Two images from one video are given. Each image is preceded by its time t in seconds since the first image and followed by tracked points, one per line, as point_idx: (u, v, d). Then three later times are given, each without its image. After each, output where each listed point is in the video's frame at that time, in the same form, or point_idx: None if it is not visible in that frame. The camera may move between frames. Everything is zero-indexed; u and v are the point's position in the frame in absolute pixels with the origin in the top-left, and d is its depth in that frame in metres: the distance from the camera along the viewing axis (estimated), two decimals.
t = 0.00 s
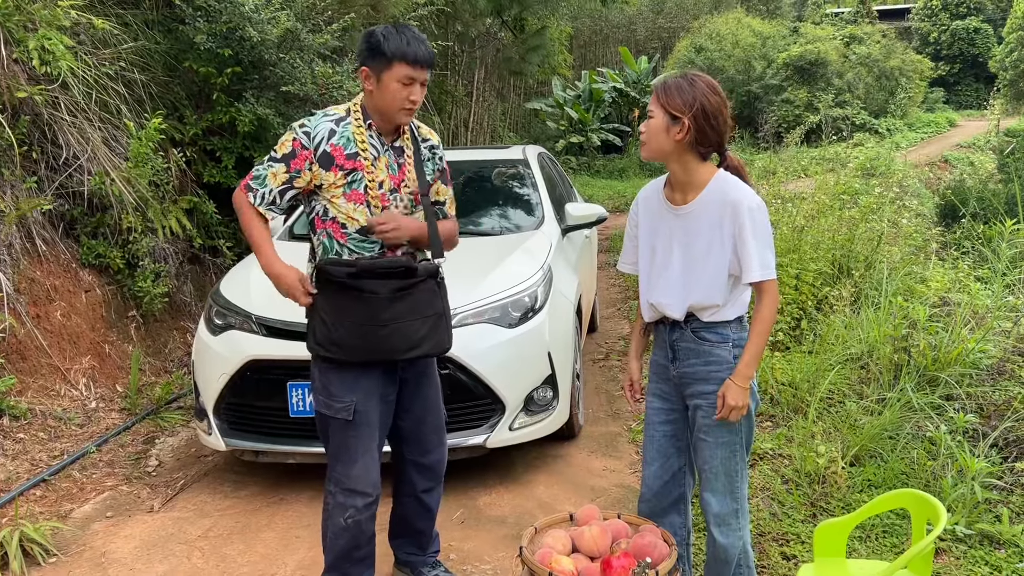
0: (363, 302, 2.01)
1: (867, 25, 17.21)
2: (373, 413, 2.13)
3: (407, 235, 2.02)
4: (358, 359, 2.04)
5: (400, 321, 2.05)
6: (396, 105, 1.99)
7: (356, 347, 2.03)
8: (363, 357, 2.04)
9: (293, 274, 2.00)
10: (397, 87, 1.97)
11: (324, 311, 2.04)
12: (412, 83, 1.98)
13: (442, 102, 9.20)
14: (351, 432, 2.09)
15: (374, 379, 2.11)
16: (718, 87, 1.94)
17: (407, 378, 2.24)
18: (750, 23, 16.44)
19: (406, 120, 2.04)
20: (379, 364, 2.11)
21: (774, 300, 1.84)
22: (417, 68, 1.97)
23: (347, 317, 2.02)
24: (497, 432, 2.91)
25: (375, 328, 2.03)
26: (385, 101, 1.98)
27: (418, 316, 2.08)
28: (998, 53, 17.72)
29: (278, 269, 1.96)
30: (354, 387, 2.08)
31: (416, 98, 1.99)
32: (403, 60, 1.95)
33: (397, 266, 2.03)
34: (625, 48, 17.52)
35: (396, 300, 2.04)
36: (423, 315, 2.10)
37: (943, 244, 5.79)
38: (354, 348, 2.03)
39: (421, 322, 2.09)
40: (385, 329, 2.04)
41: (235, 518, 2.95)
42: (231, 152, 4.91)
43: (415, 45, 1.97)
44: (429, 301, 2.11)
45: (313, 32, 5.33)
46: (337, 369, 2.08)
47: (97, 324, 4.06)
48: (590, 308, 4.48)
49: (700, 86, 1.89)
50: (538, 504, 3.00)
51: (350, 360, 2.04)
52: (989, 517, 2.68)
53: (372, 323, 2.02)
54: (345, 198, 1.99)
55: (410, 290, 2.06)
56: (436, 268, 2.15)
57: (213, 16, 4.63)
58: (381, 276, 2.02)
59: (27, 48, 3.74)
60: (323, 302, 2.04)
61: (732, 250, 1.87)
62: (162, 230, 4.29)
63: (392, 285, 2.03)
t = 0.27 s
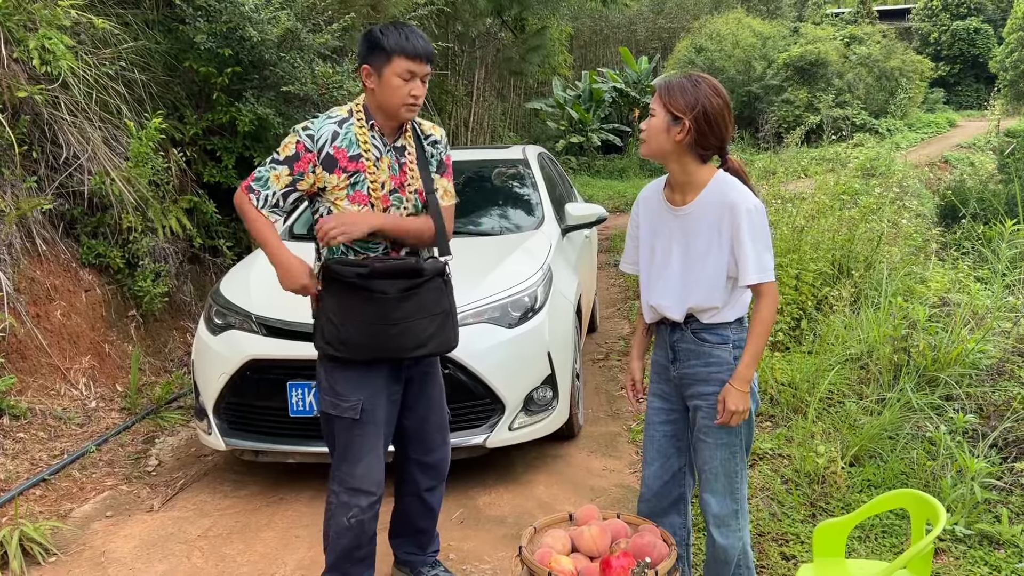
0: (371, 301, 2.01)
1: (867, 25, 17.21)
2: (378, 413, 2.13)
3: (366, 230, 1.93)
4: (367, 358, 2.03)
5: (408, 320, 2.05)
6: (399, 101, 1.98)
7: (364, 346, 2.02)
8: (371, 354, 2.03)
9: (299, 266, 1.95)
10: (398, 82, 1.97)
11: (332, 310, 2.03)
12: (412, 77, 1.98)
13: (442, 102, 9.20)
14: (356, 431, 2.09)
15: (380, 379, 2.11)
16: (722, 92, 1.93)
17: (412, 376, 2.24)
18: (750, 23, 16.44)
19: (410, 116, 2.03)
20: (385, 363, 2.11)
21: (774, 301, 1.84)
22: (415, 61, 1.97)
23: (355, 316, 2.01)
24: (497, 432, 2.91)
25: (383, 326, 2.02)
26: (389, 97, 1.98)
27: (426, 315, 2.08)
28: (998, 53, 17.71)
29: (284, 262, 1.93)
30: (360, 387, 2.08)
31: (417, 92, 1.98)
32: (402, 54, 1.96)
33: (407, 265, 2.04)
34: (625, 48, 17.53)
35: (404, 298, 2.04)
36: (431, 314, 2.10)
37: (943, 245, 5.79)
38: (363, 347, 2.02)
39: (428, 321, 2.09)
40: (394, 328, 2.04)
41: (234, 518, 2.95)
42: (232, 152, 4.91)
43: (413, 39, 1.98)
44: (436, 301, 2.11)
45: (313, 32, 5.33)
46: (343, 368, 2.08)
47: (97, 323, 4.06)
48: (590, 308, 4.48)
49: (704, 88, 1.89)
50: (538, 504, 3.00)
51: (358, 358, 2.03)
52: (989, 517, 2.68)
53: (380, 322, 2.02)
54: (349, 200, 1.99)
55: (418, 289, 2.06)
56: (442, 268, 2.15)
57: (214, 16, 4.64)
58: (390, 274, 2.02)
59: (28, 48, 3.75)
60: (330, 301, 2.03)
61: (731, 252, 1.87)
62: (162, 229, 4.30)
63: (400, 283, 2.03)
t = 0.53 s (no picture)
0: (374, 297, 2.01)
1: (867, 25, 17.20)
2: (381, 412, 2.13)
3: (361, 269, 1.98)
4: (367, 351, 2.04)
5: (410, 318, 2.05)
6: (389, 78, 2.01)
7: (364, 340, 2.03)
8: (371, 348, 2.04)
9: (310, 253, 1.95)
10: (386, 62, 2.00)
11: (334, 301, 2.05)
12: (398, 54, 2.02)
13: (443, 101, 9.21)
14: (358, 430, 2.09)
15: (383, 377, 2.11)
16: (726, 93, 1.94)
17: (415, 375, 2.24)
18: (751, 23, 16.44)
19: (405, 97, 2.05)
20: (388, 360, 2.11)
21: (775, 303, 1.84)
22: (395, 40, 2.03)
23: (353, 307, 2.02)
24: (497, 432, 2.91)
25: (384, 321, 2.03)
26: (379, 78, 2.00)
27: (428, 314, 2.08)
28: (999, 54, 17.70)
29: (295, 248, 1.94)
30: (363, 386, 2.08)
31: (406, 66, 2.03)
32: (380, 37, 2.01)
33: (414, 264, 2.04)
34: (626, 48, 17.53)
35: (408, 296, 2.04)
36: (433, 313, 2.10)
37: (943, 245, 5.79)
38: (363, 340, 2.03)
39: (429, 320, 2.09)
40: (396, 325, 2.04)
41: (234, 518, 2.95)
42: (232, 151, 4.91)
43: (386, 23, 2.06)
44: (439, 301, 2.11)
45: (314, 32, 5.34)
46: (346, 366, 2.08)
47: (98, 323, 4.06)
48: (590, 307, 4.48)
49: (705, 88, 1.89)
50: (538, 504, 3.00)
51: (357, 351, 2.04)
52: (989, 517, 2.68)
53: (382, 317, 2.02)
54: (346, 200, 1.99)
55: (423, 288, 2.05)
56: (447, 268, 2.15)
57: (214, 15, 4.64)
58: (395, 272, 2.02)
59: (28, 48, 3.75)
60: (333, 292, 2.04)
61: (734, 253, 1.87)
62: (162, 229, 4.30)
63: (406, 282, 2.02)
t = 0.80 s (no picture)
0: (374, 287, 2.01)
1: (869, 26, 17.19)
2: (384, 412, 2.13)
3: (355, 247, 1.97)
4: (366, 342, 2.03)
5: (410, 309, 2.04)
6: (387, 76, 2.01)
7: (363, 330, 2.02)
8: (370, 338, 2.03)
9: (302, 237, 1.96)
10: (383, 60, 2.00)
11: (335, 290, 2.04)
12: (396, 51, 2.02)
13: (444, 102, 9.21)
14: (360, 430, 2.09)
15: (385, 377, 2.11)
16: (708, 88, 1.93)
17: (417, 376, 2.24)
18: (752, 23, 16.43)
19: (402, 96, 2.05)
20: (389, 358, 2.11)
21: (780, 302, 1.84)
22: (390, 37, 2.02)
23: (353, 296, 2.01)
24: (497, 433, 2.91)
25: (383, 311, 2.02)
26: (378, 76, 2.00)
27: (428, 307, 2.07)
28: (1001, 54, 17.68)
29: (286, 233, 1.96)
30: (366, 386, 2.08)
31: (402, 63, 2.02)
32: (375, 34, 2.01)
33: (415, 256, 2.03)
34: (627, 48, 17.53)
35: (408, 287, 2.03)
36: (434, 305, 2.08)
37: (945, 246, 5.78)
38: (363, 330, 2.02)
39: (430, 312, 2.07)
40: (395, 315, 2.03)
41: (235, 517, 2.95)
42: (233, 151, 4.91)
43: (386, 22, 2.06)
44: (440, 294, 2.09)
45: (315, 32, 5.34)
46: (349, 366, 2.07)
47: (99, 322, 4.07)
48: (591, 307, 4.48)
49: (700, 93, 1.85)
50: (538, 504, 3.00)
51: (356, 341, 2.03)
52: (990, 518, 2.68)
53: (382, 308, 2.02)
54: (343, 194, 2.00)
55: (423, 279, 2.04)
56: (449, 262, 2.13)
57: (216, 15, 4.65)
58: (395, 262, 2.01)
59: (30, 48, 3.75)
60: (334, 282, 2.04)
61: (742, 254, 1.87)
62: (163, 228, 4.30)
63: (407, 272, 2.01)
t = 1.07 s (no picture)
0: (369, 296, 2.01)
1: (871, 25, 17.18)
2: (379, 410, 2.13)
3: (347, 246, 1.96)
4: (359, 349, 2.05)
5: (404, 318, 2.05)
6: (375, 91, 1.96)
7: (357, 337, 2.03)
8: (364, 344, 2.04)
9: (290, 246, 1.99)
10: (370, 73, 1.96)
11: (328, 295, 2.05)
12: (383, 63, 1.96)
13: (446, 101, 9.21)
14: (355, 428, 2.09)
15: (377, 376, 2.12)
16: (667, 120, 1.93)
17: (414, 375, 2.24)
18: (754, 23, 16.41)
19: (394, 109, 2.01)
20: (382, 356, 2.11)
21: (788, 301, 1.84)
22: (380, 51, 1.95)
23: (348, 303, 2.02)
24: (499, 433, 2.91)
25: (378, 320, 2.03)
26: (366, 91, 1.96)
27: (422, 313, 2.09)
28: (1003, 54, 17.65)
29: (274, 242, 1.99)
30: (357, 384, 2.08)
31: (390, 80, 1.96)
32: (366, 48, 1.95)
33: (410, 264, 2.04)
34: (629, 48, 17.52)
35: (402, 294, 2.03)
36: (428, 313, 2.10)
37: (947, 246, 5.77)
38: (356, 337, 2.04)
39: (423, 321, 2.09)
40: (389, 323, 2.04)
41: (237, 517, 2.96)
42: (235, 151, 4.91)
43: (387, 30, 1.98)
44: (435, 300, 2.10)
45: (317, 31, 5.34)
46: (339, 364, 2.08)
47: (101, 322, 4.07)
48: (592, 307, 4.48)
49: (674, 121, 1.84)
50: (540, 504, 3.00)
51: (350, 347, 2.05)
52: (992, 519, 2.68)
53: (376, 315, 2.03)
54: (338, 200, 2.01)
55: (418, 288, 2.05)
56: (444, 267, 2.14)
57: (218, 15, 4.65)
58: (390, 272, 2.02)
59: (33, 47, 3.75)
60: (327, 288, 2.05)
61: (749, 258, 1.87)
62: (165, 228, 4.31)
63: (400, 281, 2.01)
